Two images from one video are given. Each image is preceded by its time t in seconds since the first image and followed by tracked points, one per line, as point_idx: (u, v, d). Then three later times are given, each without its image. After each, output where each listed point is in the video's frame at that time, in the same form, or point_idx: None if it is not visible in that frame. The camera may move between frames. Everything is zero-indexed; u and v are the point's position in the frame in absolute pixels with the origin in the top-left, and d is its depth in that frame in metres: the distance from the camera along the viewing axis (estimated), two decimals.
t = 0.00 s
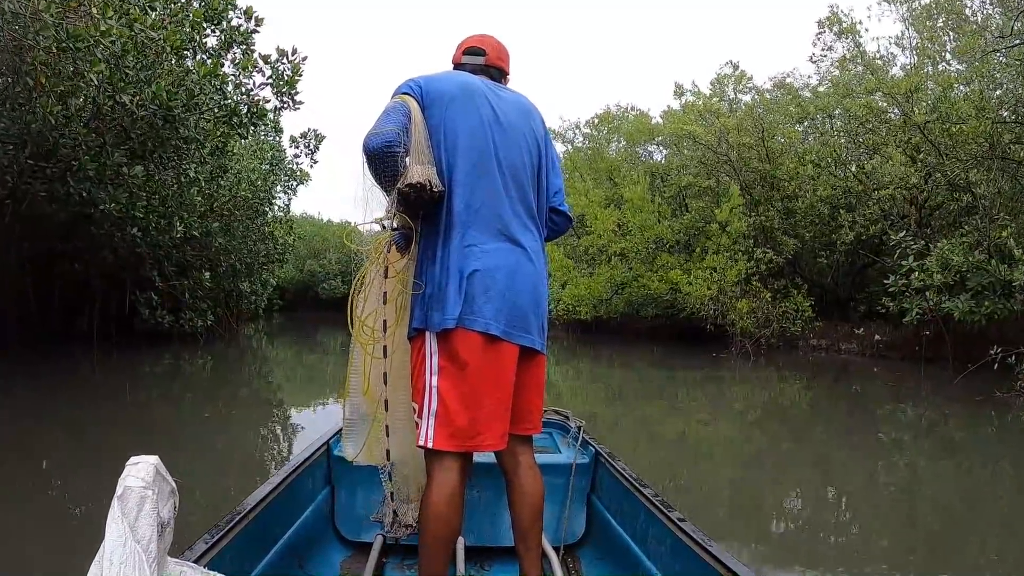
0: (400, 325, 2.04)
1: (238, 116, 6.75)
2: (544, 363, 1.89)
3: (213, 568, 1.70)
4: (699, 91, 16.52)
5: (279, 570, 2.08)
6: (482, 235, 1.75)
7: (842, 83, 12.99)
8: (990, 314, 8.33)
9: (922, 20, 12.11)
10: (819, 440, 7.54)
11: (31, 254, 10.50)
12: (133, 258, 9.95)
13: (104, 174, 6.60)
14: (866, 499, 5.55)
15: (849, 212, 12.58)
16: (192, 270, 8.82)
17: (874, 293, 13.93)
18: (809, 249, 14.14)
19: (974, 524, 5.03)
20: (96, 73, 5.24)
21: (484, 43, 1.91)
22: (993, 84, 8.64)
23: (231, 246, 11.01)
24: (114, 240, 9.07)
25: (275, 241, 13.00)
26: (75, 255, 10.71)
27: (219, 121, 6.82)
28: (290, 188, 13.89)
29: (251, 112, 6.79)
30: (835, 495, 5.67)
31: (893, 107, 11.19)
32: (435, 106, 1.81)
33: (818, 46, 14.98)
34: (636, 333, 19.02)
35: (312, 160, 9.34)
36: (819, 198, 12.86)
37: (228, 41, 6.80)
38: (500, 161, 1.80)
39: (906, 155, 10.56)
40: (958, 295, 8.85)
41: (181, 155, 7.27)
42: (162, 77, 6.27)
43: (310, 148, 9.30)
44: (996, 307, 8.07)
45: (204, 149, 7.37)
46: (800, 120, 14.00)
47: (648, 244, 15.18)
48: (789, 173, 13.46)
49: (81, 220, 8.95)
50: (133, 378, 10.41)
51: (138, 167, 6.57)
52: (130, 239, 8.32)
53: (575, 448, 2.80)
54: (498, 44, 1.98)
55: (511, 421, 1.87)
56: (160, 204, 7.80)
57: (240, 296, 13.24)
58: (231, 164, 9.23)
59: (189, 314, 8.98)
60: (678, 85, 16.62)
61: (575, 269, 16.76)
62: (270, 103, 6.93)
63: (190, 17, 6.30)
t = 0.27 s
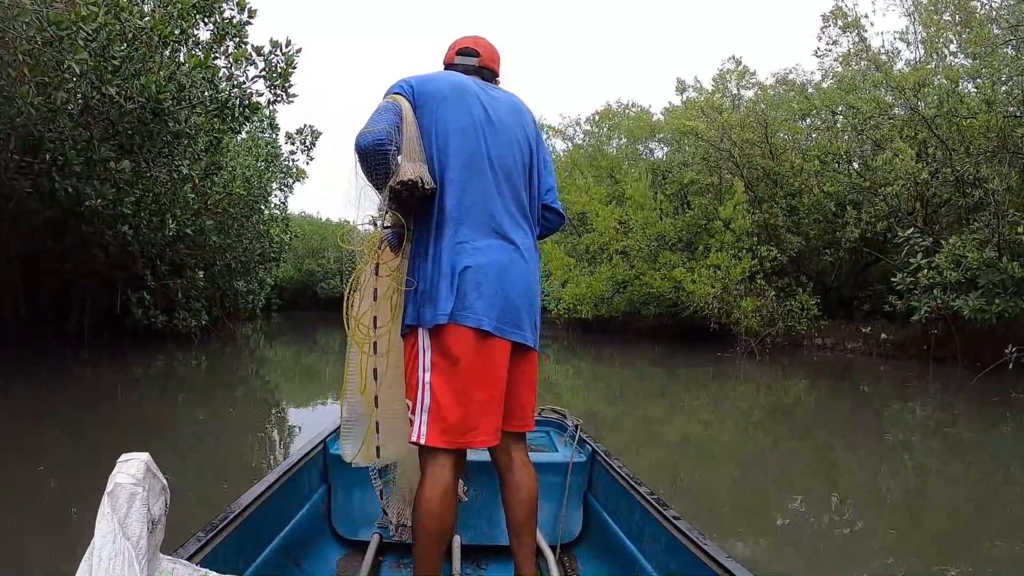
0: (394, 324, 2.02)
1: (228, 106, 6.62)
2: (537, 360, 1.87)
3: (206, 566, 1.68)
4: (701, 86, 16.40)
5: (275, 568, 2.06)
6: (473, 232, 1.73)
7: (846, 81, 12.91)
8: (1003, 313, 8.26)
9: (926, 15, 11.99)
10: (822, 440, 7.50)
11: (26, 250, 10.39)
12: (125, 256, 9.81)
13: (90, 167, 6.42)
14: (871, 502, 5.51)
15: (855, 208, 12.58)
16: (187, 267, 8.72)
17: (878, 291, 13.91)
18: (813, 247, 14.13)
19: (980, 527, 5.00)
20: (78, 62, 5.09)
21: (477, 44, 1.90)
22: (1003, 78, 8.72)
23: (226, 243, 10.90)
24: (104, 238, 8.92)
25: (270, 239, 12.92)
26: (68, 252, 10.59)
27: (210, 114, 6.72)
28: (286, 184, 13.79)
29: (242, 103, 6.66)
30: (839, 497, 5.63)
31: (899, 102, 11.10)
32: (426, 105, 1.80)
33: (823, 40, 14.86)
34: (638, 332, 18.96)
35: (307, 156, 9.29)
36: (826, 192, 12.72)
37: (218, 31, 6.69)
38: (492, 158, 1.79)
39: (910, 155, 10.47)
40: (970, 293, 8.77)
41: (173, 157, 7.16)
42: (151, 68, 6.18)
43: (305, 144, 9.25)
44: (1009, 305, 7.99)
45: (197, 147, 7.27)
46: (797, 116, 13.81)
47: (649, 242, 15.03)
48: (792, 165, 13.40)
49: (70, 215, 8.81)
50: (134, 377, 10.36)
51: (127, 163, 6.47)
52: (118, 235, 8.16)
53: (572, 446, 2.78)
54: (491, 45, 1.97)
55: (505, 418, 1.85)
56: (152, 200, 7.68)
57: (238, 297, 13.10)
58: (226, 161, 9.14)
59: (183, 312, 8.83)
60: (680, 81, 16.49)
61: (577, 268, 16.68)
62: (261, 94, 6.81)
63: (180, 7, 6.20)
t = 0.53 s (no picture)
0: (398, 325, 2.01)
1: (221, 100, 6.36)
2: (540, 359, 1.87)
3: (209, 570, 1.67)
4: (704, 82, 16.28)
5: (278, 571, 2.05)
6: (476, 232, 1.73)
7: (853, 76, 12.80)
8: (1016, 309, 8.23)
9: (934, 10, 11.89)
10: (830, 441, 7.46)
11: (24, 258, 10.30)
12: (120, 255, 9.72)
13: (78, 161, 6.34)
14: (880, 504, 5.46)
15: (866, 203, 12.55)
16: (186, 267, 8.65)
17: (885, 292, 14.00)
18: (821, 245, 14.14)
19: (991, 528, 4.95)
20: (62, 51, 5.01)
21: (478, 44, 1.89)
22: (1015, 71, 8.83)
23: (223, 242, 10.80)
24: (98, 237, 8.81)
25: (269, 239, 12.86)
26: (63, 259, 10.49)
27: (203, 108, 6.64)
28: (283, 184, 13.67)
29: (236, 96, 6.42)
30: (848, 499, 5.58)
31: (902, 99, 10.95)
32: (428, 106, 1.79)
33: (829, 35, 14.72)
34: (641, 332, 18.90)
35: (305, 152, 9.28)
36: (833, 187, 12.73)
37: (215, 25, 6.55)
38: (494, 158, 1.78)
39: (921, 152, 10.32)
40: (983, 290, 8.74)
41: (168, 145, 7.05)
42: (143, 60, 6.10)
43: (303, 139, 9.24)
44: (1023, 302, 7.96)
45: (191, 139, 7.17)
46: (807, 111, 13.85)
47: (654, 239, 14.72)
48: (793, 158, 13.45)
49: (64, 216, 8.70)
50: (135, 380, 10.31)
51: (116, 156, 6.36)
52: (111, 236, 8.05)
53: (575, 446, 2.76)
54: (491, 45, 1.96)
55: (510, 418, 1.84)
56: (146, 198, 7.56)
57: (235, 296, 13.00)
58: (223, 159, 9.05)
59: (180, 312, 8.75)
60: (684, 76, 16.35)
61: (579, 266, 16.58)
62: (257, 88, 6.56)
63: None
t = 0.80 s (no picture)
0: (403, 327, 2.02)
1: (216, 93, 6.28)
2: (544, 361, 1.88)
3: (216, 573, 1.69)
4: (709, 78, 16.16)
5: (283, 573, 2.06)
6: (482, 235, 1.74)
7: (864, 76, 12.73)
8: None
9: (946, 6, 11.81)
10: (836, 444, 7.43)
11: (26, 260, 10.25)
12: (114, 254, 9.61)
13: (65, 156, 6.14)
14: (888, 508, 5.44)
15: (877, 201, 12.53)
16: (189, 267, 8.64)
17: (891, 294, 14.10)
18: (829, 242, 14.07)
19: (1000, 532, 4.93)
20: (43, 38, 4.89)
21: (482, 46, 1.90)
22: None
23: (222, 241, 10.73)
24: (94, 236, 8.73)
25: (270, 238, 12.81)
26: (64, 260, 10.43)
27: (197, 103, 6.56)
28: (282, 182, 13.57)
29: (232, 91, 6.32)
30: (856, 502, 5.56)
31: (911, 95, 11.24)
32: (433, 110, 1.80)
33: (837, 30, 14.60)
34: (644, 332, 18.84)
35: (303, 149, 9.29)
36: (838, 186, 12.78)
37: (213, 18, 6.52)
38: (499, 161, 1.79)
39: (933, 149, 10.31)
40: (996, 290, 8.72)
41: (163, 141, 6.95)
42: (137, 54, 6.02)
43: (303, 136, 9.27)
44: None
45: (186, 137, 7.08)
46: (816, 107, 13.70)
47: (659, 237, 14.50)
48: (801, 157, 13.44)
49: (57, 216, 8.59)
50: (139, 380, 10.29)
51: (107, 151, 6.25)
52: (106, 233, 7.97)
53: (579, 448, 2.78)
54: (494, 48, 1.97)
55: (514, 420, 1.86)
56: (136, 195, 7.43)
57: (233, 293, 12.94)
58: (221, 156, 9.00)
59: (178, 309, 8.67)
60: (689, 72, 16.21)
61: (583, 264, 16.50)
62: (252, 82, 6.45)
63: None
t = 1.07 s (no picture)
0: (403, 324, 2.03)
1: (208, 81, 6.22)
2: (544, 359, 1.89)
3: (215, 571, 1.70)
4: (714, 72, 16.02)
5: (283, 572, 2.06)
6: (483, 231, 1.74)
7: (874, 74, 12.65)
8: None
9: None
10: (843, 442, 7.38)
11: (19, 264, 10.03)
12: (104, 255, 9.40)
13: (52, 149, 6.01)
14: (896, 507, 5.41)
15: (887, 195, 12.40)
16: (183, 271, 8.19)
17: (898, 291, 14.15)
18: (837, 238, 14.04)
19: (1011, 531, 4.89)
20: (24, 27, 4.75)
21: (482, 43, 1.91)
22: None
23: (217, 238, 10.32)
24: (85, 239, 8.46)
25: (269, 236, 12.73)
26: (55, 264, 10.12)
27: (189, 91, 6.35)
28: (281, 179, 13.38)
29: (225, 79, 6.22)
30: (864, 501, 5.52)
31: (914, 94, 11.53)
32: (434, 106, 1.80)
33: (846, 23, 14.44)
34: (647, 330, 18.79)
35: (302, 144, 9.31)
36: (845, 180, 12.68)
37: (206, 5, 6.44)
38: (500, 158, 1.79)
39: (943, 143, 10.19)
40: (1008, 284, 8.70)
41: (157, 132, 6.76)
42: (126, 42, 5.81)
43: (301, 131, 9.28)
44: None
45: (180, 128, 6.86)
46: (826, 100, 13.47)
47: (665, 233, 14.39)
48: (809, 152, 13.26)
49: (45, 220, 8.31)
50: (141, 380, 10.24)
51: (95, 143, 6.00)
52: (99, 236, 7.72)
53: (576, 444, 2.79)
54: (494, 44, 1.97)
55: (515, 416, 1.87)
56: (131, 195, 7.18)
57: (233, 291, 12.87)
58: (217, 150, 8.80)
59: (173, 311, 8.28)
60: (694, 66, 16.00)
61: (587, 261, 16.38)
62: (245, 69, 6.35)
63: None
